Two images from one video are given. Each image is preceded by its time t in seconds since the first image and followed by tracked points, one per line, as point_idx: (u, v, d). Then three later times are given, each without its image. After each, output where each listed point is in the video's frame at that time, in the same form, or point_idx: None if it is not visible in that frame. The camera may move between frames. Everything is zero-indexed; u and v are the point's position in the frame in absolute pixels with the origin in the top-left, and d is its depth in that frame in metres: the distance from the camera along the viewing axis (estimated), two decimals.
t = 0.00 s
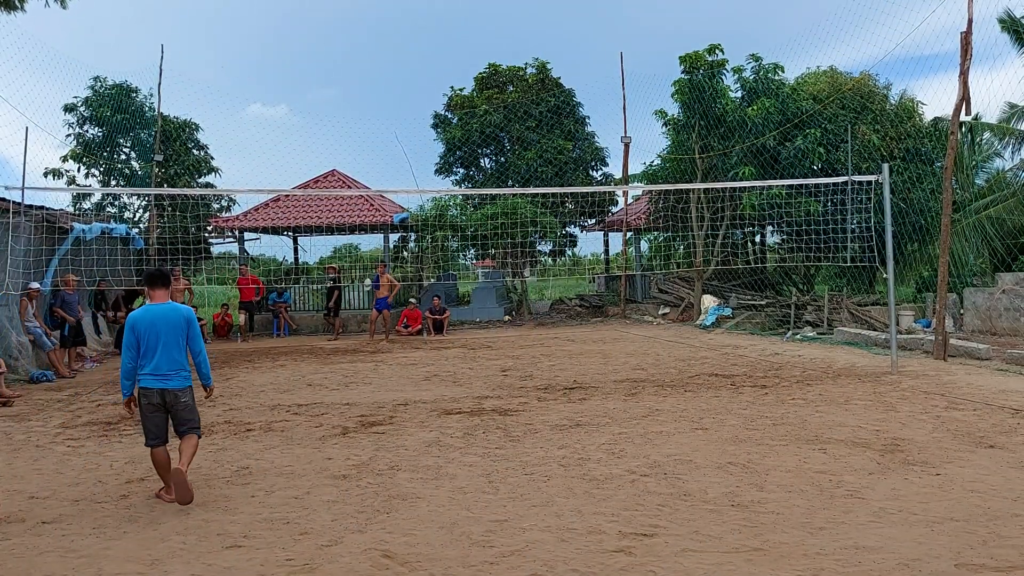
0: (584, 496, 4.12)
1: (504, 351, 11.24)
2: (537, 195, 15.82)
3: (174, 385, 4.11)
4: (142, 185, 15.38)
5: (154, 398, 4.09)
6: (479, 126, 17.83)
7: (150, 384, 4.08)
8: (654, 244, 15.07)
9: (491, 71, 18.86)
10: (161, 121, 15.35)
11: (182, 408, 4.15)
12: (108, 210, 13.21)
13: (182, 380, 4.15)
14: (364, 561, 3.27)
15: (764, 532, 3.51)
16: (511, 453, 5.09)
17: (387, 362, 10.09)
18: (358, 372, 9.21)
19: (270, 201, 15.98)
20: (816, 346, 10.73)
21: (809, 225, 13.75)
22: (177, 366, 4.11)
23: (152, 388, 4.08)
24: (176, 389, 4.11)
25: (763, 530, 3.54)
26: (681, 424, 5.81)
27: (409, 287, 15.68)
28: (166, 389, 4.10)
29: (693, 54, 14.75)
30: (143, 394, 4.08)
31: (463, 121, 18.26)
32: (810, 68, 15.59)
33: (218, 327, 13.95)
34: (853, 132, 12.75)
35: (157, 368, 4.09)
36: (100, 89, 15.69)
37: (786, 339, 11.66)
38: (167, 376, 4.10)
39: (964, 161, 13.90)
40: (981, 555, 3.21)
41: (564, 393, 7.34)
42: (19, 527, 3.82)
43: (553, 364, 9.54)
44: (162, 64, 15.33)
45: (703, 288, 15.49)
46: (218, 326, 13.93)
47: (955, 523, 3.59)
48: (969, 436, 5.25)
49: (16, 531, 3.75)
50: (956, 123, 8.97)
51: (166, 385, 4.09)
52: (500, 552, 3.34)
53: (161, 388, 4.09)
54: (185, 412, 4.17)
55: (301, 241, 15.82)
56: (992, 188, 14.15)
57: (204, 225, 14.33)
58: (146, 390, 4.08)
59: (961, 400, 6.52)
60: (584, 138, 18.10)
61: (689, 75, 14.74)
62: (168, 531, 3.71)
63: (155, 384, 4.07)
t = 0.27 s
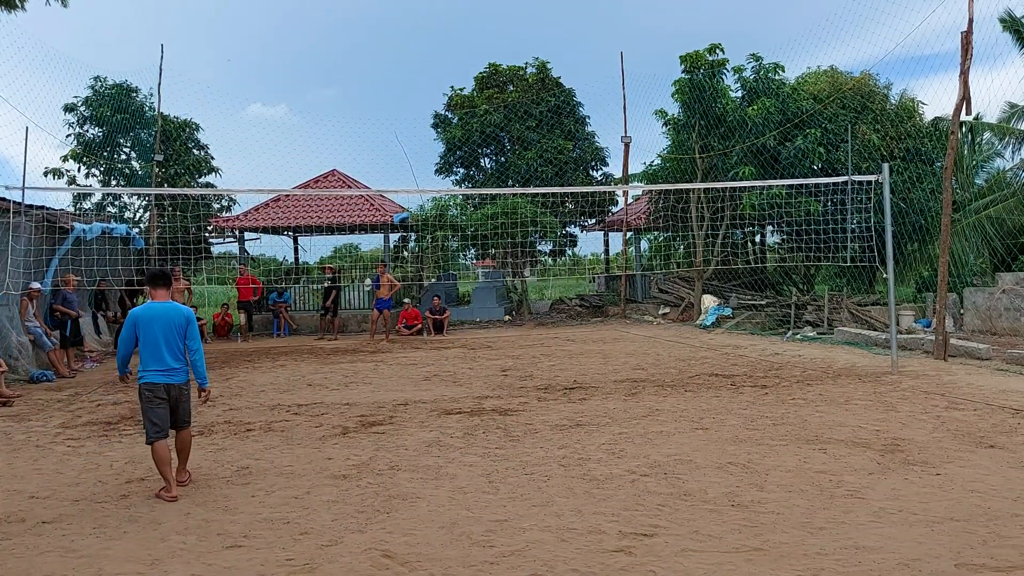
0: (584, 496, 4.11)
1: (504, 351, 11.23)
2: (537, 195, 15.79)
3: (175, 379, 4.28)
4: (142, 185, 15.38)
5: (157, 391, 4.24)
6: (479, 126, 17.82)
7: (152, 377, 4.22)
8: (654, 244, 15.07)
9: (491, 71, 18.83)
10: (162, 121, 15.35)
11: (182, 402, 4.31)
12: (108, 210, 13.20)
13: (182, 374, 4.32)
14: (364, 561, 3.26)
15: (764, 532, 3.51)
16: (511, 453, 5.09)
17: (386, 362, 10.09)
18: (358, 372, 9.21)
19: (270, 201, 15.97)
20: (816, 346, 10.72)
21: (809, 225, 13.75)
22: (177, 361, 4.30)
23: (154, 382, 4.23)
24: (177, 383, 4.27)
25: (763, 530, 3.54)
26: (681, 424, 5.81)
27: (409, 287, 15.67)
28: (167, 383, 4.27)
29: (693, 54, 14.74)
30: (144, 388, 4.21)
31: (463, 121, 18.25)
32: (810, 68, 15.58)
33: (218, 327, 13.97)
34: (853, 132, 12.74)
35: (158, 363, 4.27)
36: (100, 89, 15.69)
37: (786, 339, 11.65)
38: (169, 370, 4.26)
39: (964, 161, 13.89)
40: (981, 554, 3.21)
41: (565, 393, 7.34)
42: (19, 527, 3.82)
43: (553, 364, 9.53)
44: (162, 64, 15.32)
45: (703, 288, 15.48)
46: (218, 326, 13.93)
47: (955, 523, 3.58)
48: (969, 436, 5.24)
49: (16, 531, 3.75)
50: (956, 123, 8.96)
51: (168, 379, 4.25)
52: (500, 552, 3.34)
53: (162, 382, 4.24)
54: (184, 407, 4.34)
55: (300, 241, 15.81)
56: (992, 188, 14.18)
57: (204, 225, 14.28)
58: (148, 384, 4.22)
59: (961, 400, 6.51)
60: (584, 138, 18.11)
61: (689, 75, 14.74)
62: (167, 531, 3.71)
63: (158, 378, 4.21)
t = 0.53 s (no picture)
0: (584, 496, 4.12)
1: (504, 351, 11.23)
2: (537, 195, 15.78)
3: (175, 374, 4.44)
4: (142, 185, 15.37)
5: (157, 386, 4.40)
6: (479, 126, 17.82)
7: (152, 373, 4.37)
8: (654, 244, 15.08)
9: (491, 71, 18.80)
10: (162, 121, 15.35)
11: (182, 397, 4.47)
12: (108, 210, 13.19)
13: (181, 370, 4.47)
14: (364, 561, 3.27)
15: (764, 532, 3.51)
16: (511, 453, 5.09)
17: (386, 362, 10.09)
18: (358, 372, 9.21)
19: (270, 201, 15.97)
20: (816, 346, 10.72)
21: (809, 225, 13.76)
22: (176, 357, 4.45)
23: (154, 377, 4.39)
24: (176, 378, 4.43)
25: (763, 530, 3.54)
26: (681, 424, 5.81)
27: (409, 287, 15.68)
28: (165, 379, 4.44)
29: (693, 54, 14.73)
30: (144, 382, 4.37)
31: (463, 121, 18.25)
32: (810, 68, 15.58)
33: (218, 327, 14.01)
34: (853, 132, 12.74)
35: (158, 359, 4.41)
36: (100, 89, 15.68)
37: (786, 339, 11.65)
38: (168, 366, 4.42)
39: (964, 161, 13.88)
40: (981, 554, 3.21)
41: (564, 393, 7.34)
42: (19, 527, 3.82)
43: (553, 364, 9.54)
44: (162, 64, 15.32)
45: (703, 288, 15.48)
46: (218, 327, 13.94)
47: (955, 523, 3.59)
48: (969, 436, 5.25)
49: (16, 530, 3.75)
50: (956, 123, 8.96)
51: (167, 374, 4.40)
52: (500, 552, 3.34)
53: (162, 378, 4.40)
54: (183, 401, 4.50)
55: (300, 241, 15.81)
56: (992, 188, 14.21)
57: (204, 225, 14.27)
58: (149, 380, 4.38)
59: (961, 400, 6.52)
60: (584, 138, 18.11)
61: (689, 75, 14.74)
62: (168, 531, 3.71)
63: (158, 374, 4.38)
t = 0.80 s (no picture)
0: (584, 496, 4.11)
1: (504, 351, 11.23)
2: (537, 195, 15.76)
3: (173, 371, 4.59)
4: (141, 185, 15.37)
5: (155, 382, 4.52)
6: (479, 126, 17.82)
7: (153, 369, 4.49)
8: (654, 244, 15.11)
9: (491, 71, 18.75)
10: (161, 121, 15.36)
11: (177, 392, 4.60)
12: (108, 210, 13.19)
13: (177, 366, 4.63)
14: (364, 561, 3.27)
15: (764, 532, 3.52)
16: (511, 453, 5.09)
17: (386, 362, 10.09)
18: (358, 372, 9.20)
19: (270, 201, 15.97)
20: (816, 346, 10.72)
21: (808, 225, 13.77)
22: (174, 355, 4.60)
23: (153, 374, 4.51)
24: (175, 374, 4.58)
25: (763, 530, 3.54)
26: (681, 424, 5.81)
27: (409, 287, 15.70)
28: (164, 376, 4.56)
29: (693, 54, 14.72)
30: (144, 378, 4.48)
31: (463, 121, 18.24)
32: (810, 68, 15.58)
33: (218, 327, 14.01)
34: (853, 132, 12.74)
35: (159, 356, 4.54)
36: (100, 89, 15.68)
37: (786, 339, 11.64)
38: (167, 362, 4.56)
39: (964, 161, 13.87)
40: (981, 554, 3.21)
41: (564, 393, 7.34)
42: (19, 527, 3.82)
43: (553, 364, 9.54)
44: (162, 64, 15.32)
45: (703, 288, 15.49)
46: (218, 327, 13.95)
47: (955, 523, 3.59)
48: (969, 436, 5.24)
49: (16, 530, 3.75)
50: (956, 123, 8.96)
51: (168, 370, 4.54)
52: (500, 552, 3.34)
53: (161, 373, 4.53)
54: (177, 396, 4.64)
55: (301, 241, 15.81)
56: (992, 188, 14.21)
57: (204, 225, 14.28)
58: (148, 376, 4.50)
59: (961, 400, 6.51)
60: (584, 138, 18.12)
61: (689, 75, 14.73)
62: (168, 531, 3.71)
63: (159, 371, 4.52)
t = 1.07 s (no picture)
0: (584, 496, 4.11)
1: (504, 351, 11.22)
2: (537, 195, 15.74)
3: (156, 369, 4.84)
4: (141, 185, 15.36)
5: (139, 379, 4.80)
6: (479, 126, 17.82)
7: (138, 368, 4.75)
8: (654, 244, 15.12)
9: (491, 71, 18.74)
10: (161, 121, 15.36)
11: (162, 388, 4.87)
12: (108, 210, 13.18)
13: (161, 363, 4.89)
14: (364, 561, 3.26)
15: (764, 532, 3.51)
16: (511, 453, 5.09)
17: (386, 362, 10.08)
18: (358, 372, 9.20)
19: (270, 201, 15.96)
20: (817, 346, 10.72)
21: (808, 225, 13.77)
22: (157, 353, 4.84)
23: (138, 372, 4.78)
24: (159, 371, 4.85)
25: (763, 530, 3.54)
26: (681, 424, 5.80)
27: (409, 287, 15.70)
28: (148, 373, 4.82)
29: (693, 54, 14.73)
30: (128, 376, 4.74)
31: (463, 121, 18.24)
32: (810, 68, 15.58)
33: (218, 327, 14.03)
34: (852, 132, 12.74)
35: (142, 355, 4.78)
36: (100, 89, 15.68)
37: (786, 339, 11.64)
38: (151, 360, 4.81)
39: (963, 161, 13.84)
40: (981, 554, 3.21)
41: (564, 393, 7.33)
42: (18, 527, 3.81)
43: (553, 364, 9.53)
44: (162, 64, 15.32)
45: (703, 288, 15.48)
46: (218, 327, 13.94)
47: (955, 523, 3.58)
48: (969, 436, 5.24)
49: (16, 530, 3.75)
50: (956, 123, 8.96)
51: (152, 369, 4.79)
52: (500, 552, 3.33)
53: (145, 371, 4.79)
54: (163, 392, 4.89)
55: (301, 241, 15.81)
56: (992, 188, 14.19)
57: (204, 225, 14.30)
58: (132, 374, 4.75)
59: (961, 400, 6.51)
60: (584, 138, 18.12)
61: (689, 74, 14.73)
62: (167, 531, 3.70)
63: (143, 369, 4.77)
